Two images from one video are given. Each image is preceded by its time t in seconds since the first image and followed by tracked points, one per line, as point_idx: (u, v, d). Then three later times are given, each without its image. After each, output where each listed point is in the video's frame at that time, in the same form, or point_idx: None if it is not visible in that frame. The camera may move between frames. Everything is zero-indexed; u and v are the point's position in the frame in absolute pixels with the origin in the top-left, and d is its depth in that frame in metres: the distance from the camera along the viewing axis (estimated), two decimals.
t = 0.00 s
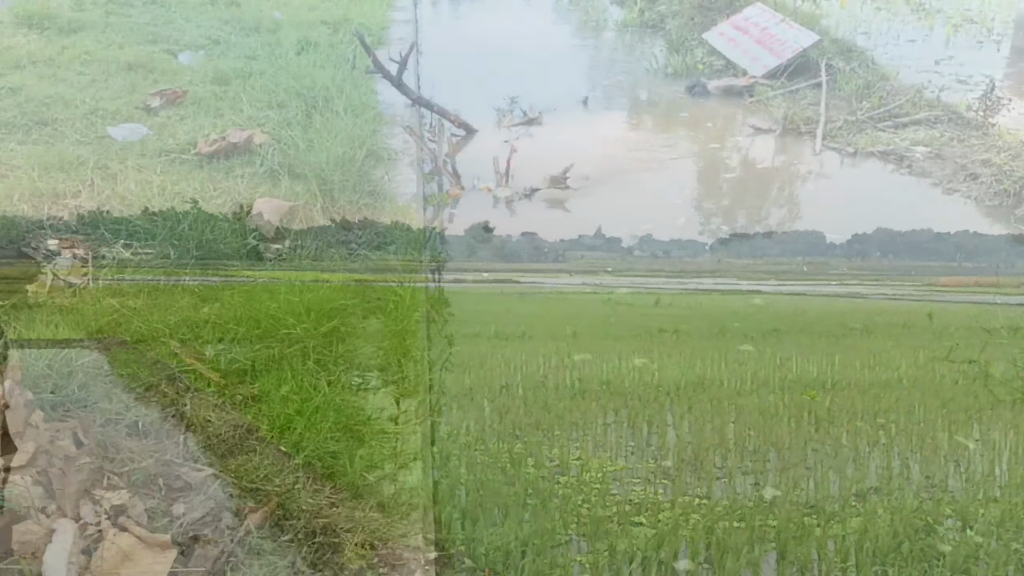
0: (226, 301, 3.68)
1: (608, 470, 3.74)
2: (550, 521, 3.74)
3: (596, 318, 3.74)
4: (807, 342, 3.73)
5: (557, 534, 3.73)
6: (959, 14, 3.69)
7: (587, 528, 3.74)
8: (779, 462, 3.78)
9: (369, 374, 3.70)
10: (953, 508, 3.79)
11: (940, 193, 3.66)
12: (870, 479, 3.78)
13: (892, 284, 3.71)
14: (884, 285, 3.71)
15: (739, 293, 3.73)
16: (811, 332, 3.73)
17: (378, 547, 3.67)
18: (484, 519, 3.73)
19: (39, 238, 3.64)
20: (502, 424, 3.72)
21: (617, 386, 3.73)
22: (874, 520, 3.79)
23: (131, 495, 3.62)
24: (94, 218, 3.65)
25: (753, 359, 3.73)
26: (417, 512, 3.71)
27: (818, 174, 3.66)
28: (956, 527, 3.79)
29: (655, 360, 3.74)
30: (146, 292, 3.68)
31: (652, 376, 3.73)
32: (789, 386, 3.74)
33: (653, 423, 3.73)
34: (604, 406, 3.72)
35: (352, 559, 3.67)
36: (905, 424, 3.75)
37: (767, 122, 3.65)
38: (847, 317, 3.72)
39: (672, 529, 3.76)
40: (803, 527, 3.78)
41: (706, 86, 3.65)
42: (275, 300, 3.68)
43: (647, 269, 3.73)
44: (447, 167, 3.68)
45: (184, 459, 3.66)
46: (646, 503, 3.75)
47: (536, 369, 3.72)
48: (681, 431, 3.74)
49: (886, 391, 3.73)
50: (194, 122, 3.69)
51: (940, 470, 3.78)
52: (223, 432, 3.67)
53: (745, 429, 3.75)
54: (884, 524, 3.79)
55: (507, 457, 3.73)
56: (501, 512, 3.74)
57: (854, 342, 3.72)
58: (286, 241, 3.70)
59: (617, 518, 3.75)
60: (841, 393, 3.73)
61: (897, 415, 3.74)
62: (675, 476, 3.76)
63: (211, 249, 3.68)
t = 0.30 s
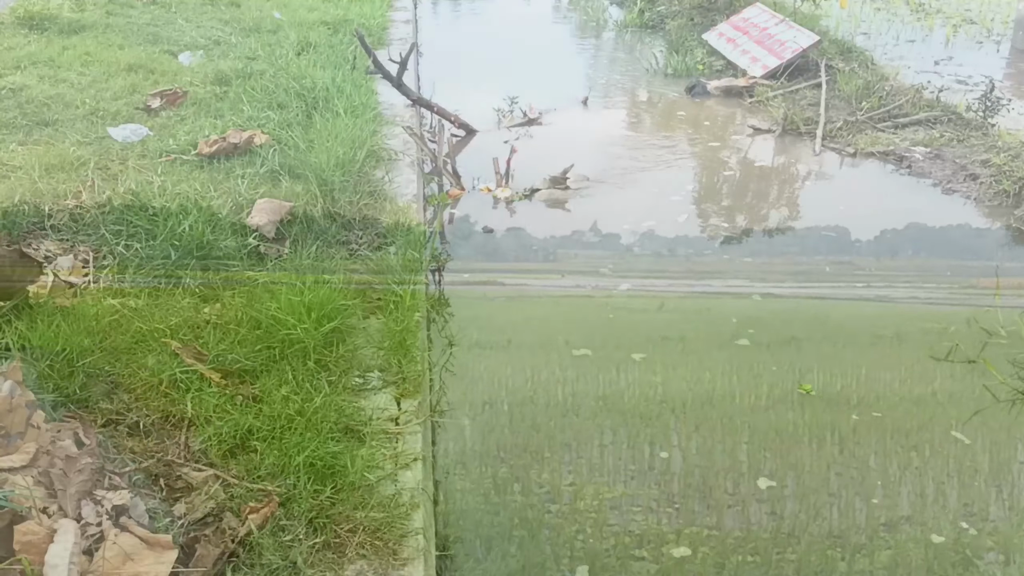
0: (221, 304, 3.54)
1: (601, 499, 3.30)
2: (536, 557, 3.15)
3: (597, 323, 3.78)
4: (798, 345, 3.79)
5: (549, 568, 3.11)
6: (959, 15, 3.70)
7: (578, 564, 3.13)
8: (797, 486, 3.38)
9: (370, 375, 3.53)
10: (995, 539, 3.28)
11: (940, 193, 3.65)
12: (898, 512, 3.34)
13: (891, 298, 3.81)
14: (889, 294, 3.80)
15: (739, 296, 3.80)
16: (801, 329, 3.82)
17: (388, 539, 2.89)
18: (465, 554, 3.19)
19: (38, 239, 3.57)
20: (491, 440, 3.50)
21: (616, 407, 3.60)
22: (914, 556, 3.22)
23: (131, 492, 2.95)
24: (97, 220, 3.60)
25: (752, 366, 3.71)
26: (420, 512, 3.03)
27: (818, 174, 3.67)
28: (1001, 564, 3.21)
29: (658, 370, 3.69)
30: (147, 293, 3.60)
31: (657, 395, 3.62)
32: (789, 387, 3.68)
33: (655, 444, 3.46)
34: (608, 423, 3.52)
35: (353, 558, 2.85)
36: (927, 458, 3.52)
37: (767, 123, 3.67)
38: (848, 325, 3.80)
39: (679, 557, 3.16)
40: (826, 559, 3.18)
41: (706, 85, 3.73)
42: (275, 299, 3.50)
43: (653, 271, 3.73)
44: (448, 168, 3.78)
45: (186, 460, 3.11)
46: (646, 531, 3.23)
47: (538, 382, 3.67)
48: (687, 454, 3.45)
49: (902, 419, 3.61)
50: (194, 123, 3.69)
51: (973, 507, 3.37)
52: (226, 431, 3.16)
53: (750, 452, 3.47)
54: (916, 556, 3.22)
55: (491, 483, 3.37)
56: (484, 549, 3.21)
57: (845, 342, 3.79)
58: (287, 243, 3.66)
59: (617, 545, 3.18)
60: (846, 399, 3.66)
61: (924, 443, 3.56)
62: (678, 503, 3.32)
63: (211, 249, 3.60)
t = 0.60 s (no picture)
0: (220, 305, 3.29)
1: (595, 517, 2.76)
2: None
3: (595, 320, 3.75)
4: (794, 350, 3.54)
5: None
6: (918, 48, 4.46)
7: None
8: (810, 486, 2.88)
9: (369, 378, 3.05)
10: None
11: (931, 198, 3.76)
12: (934, 531, 2.71)
13: (899, 305, 3.83)
14: (891, 298, 3.87)
15: (737, 295, 3.90)
16: (797, 335, 3.64)
17: (389, 539, 2.37)
18: None
19: (38, 240, 3.47)
20: (471, 467, 3.00)
21: (619, 425, 3.17)
22: (958, 557, 2.62)
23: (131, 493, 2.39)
24: (97, 222, 3.59)
25: (742, 361, 3.48)
26: (421, 516, 2.52)
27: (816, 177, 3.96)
28: None
29: (660, 378, 3.41)
30: (147, 294, 3.29)
31: (648, 398, 3.29)
32: (780, 385, 3.35)
33: (651, 453, 3.02)
34: (605, 430, 3.14)
35: (352, 560, 2.31)
36: (950, 455, 3.02)
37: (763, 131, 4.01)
38: (841, 331, 3.66)
39: (680, 550, 2.64)
40: None
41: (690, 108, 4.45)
42: (276, 301, 3.25)
43: (653, 274, 4.05)
44: (446, 172, 4.81)
45: (187, 462, 2.57)
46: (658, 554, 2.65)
47: (523, 391, 3.36)
48: (678, 453, 3.02)
49: (932, 440, 3.09)
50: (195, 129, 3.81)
51: (1009, 505, 2.81)
52: (227, 431, 2.66)
53: (749, 456, 3.01)
54: None
55: (480, 511, 2.81)
56: None
57: (840, 340, 3.61)
58: (287, 246, 3.67)
59: (620, 549, 2.65)
60: (851, 395, 3.29)
61: (961, 463, 2.99)
62: (676, 504, 2.81)
63: (211, 252, 3.49)
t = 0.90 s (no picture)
0: (221, 310, 3.29)
1: (596, 515, 2.79)
2: None
3: (595, 320, 3.78)
4: (792, 350, 3.57)
5: None
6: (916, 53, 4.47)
7: None
8: (808, 484, 2.90)
9: (370, 381, 3.06)
10: None
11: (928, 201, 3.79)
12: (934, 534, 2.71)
13: (898, 307, 3.84)
14: (890, 299, 3.90)
15: (738, 298, 3.91)
16: (796, 337, 3.65)
17: (389, 543, 2.37)
18: None
19: (38, 244, 3.46)
20: (472, 467, 3.02)
21: (619, 429, 3.17)
22: (955, 555, 2.64)
23: (131, 497, 2.39)
24: (98, 226, 3.60)
25: (739, 360, 3.51)
26: (421, 520, 2.51)
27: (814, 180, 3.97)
28: None
29: (660, 380, 3.41)
30: (148, 298, 3.29)
31: (646, 397, 3.31)
32: (777, 384, 3.38)
33: (651, 452, 3.05)
34: (605, 428, 3.16)
35: (352, 564, 2.31)
36: (947, 455, 3.04)
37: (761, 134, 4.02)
38: (839, 331, 3.69)
39: (684, 555, 2.63)
40: None
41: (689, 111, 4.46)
42: (276, 305, 3.24)
43: (654, 277, 4.06)
44: (446, 177, 4.82)
45: (187, 466, 2.56)
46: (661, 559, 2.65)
47: (523, 390, 3.39)
48: (676, 450, 3.05)
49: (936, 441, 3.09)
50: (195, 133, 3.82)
51: (1006, 504, 2.83)
52: (227, 435, 2.66)
53: (746, 454, 3.04)
54: None
55: (482, 515, 2.82)
56: None
57: (837, 340, 3.63)
58: (287, 250, 3.67)
59: (621, 546, 2.67)
60: (848, 394, 3.32)
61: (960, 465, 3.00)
62: (675, 502, 2.83)
63: (212, 255, 3.46)
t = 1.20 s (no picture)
0: (221, 315, 3.30)
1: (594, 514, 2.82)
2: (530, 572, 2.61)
3: (594, 321, 3.81)
4: (790, 351, 3.60)
5: None
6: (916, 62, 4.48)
7: None
8: (805, 485, 2.93)
9: (370, 388, 3.05)
10: None
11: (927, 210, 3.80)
12: (918, 521, 2.78)
13: (895, 309, 3.87)
14: (888, 303, 3.92)
15: (738, 302, 3.93)
16: (795, 342, 3.65)
17: (389, 551, 2.37)
18: None
19: (38, 251, 3.46)
20: (472, 467, 3.05)
21: (615, 425, 3.21)
22: (949, 553, 2.67)
23: (131, 504, 2.38)
24: (99, 233, 3.60)
25: (736, 361, 3.54)
26: (422, 527, 2.51)
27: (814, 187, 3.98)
28: None
29: (658, 384, 3.43)
30: (148, 304, 3.29)
31: (645, 399, 3.34)
32: (774, 384, 3.41)
33: (649, 451, 3.08)
34: (604, 428, 3.20)
35: (353, 571, 2.31)
36: (943, 455, 3.06)
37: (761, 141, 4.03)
38: (836, 333, 3.72)
39: (677, 544, 2.69)
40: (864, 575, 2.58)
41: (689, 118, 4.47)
42: (277, 311, 3.24)
43: (654, 281, 4.08)
44: (446, 183, 4.83)
45: (187, 473, 2.57)
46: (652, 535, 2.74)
47: (523, 394, 3.40)
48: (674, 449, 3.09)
49: (934, 444, 3.11)
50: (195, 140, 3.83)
51: (1002, 504, 2.85)
52: (227, 442, 2.66)
53: (744, 453, 3.07)
54: None
55: (481, 511, 2.85)
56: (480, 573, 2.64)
57: (834, 341, 3.67)
58: (287, 256, 3.67)
59: (619, 544, 2.70)
60: (844, 394, 3.35)
61: (957, 466, 3.01)
62: (673, 501, 2.86)
63: (212, 262, 3.46)
